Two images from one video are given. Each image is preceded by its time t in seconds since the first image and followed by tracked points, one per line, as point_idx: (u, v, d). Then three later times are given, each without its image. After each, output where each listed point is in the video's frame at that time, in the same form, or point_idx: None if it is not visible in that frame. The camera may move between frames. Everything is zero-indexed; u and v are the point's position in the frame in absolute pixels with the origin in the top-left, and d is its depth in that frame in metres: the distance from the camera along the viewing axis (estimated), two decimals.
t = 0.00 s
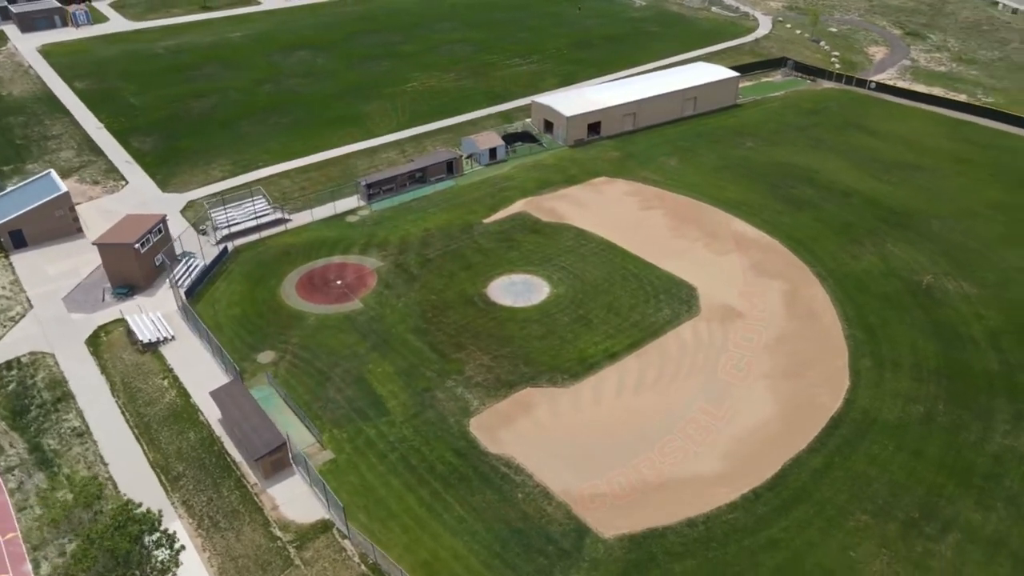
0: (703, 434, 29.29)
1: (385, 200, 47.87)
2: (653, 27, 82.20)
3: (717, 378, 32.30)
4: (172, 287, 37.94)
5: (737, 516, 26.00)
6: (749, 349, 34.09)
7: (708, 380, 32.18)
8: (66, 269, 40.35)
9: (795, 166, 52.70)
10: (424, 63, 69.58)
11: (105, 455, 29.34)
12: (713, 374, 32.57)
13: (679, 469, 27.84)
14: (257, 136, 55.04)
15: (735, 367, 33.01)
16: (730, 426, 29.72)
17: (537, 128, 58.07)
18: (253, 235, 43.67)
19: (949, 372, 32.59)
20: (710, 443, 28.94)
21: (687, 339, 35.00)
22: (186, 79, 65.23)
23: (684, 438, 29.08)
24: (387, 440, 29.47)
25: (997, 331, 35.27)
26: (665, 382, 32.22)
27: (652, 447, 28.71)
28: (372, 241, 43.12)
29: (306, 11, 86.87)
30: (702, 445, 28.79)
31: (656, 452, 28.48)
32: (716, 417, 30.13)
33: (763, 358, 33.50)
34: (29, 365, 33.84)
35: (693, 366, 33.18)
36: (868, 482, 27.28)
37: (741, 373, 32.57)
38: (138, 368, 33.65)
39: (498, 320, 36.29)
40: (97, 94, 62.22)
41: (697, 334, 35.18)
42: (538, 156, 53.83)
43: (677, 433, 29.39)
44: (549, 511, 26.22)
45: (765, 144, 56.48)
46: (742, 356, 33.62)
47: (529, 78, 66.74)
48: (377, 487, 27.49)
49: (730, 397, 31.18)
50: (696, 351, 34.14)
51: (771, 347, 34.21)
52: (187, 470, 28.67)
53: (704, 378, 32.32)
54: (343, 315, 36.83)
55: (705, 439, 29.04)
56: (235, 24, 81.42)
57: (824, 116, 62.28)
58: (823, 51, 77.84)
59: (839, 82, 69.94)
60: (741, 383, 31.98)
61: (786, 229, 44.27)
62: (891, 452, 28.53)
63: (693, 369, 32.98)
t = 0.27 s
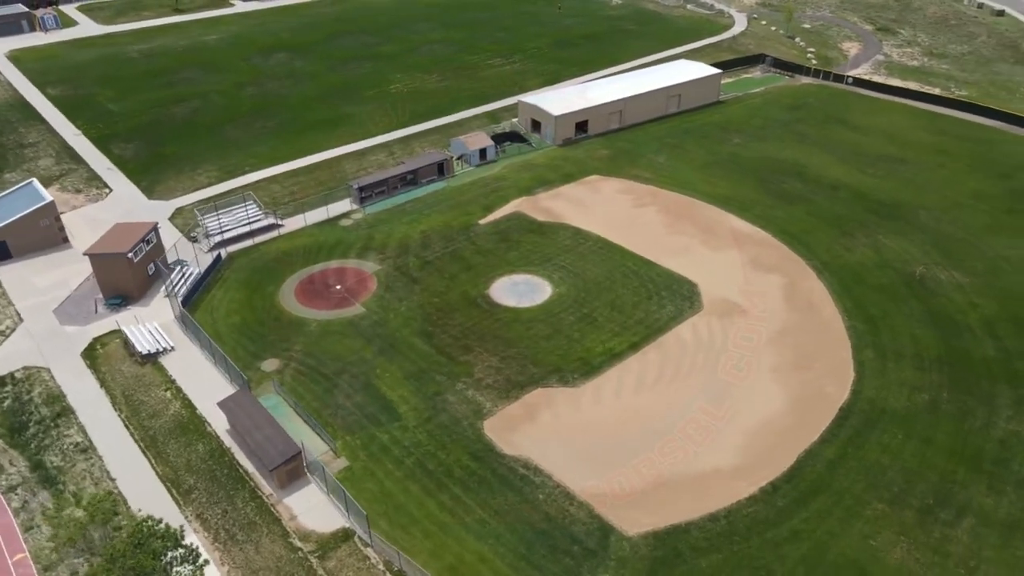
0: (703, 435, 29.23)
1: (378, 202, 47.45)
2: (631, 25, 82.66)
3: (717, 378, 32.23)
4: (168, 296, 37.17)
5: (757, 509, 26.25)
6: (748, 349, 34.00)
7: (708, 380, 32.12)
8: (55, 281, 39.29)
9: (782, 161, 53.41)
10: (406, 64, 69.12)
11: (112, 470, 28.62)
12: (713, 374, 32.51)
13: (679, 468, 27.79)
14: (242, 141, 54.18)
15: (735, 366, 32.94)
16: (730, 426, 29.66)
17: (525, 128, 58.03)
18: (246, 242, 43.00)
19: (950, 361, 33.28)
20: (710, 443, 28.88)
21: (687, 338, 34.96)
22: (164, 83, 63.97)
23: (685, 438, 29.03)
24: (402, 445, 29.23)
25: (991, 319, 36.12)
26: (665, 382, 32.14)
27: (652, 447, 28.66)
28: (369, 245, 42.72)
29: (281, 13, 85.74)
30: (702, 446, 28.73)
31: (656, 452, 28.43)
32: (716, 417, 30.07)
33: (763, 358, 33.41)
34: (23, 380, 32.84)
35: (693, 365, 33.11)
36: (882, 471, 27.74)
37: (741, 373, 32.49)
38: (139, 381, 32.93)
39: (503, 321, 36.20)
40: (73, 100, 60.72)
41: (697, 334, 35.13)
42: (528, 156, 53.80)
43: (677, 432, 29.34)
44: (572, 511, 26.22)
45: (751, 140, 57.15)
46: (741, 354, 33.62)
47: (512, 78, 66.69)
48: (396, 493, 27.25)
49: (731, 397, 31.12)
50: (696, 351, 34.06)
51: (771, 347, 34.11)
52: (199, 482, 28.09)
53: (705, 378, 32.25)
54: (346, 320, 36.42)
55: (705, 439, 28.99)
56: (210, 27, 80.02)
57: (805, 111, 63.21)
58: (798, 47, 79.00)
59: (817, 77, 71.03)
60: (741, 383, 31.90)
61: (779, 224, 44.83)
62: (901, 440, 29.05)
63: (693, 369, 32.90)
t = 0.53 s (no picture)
0: (703, 435, 29.25)
1: (369, 206, 46.98)
2: (607, 24, 83.06)
3: (718, 378, 32.26)
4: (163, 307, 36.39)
5: (775, 501, 26.55)
6: (748, 349, 34.02)
7: (709, 380, 32.15)
8: (42, 294, 38.18)
9: (767, 156, 54.12)
10: (386, 66, 68.59)
11: (119, 487, 27.89)
12: (713, 374, 32.55)
13: (679, 468, 27.80)
14: (225, 146, 53.25)
15: (735, 366, 32.96)
16: (730, 426, 29.68)
17: (511, 128, 57.95)
18: (238, 249, 42.28)
19: (947, 349, 34.03)
20: (710, 443, 28.90)
21: (687, 338, 34.99)
22: (139, 89, 62.56)
23: (685, 438, 29.05)
24: (417, 450, 28.97)
25: (983, 307, 37.01)
26: (665, 382, 32.13)
27: (652, 446, 28.68)
28: (364, 249, 42.28)
29: (254, 16, 84.46)
30: (702, 445, 28.75)
31: (655, 452, 28.45)
32: (716, 417, 30.11)
33: (763, 358, 33.41)
34: (18, 397, 31.84)
35: (693, 365, 33.14)
36: (893, 459, 28.23)
37: (741, 373, 32.51)
38: (139, 394, 32.13)
39: (507, 322, 36.11)
40: (45, 107, 59.06)
41: (697, 334, 35.16)
42: (517, 156, 53.74)
43: (677, 432, 29.37)
44: (593, 510, 26.25)
45: (734, 136, 57.79)
46: (740, 354, 33.69)
47: (494, 78, 66.56)
48: (415, 499, 26.99)
49: (731, 397, 31.15)
50: (696, 351, 34.07)
51: (770, 347, 34.13)
52: (211, 496, 27.51)
53: (705, 378, 32.29)
54: (348, 326, 35.99)
55: (705, 439, 29.00)
56: (181, 30, 78.49)
57: (784, 107, 64.13)
58: (772, 44, 80.17)
59: (793, 74, 72.10)
60: (741, 383, 31.92)
61: (770, 218, 45.41)
62: (909, 428, 29.61)
63: (693, 369, 32.91)
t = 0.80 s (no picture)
0: (703, 435, 29.34)
1: (361, 210, 46.50)
2: (584, 23, 83.39)
3: (718, 378, 32.32)
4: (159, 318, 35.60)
5: (792, 493, 26.89)
6: (748, 349, 34.05)
7: (709, 380, 32.21)
8: (30, 308, 37.06)
9: (751, 152, 54.83)
10: (366, 68, 68.00)
11: (129, 504, 27.20)
12: (713, 374, 32.60)
13: (679, 469, 27.88)
14: (208, 152, 52.27)
15: (734, 366, 33.02)
16: (730, 426, 29.76)
17: (496, 129, 57.85)
18: (231, 256, 41.55)
19: (943, 337, 34.80)
20: (710, 443, 28.97)
21: (687, 337, 35.06)
22: (113, 95, 61.11)
23: (684, 438, 29.13)
24: (432, 455, 28.73)
25: (973, 295, 37.93)
26: (665, 382, 32.17)
27: (652, 447, 28.74)
28: (360, 253, 41.84)
29: (226, 19, 83.09)
30: (702, 446, 28.83)
31: (655, 452, 28.53)
32: (716, 417, 30.18)
33: (763, 359, 33.44)
34: (15, 415, 30.86)
35: (693, 365, 33.19)
36: (901, 447, 28.79)
37: (741, 373, 32.57)
38: (141, 409, 31.37)
39: (511, 323, 36.04)
40: (16, 115, 57.38)
41: (696, 333, 35.21)
42: (505, 157, 53.67)
43: (677, 432, 29.45)
44: (614, 509, 26.32)
45: (718, 133, 58.44)
46: (740, 353, 33.77)
47: (475, 79, 66.38)
48: (435, 505, 26.77)
49: (731, 397, 31.24)
50: (696, 351, 34.11)
51: (770, 347, 34.15)
52: (226, 509, 26.99)
53: (705, 378, 32.34)
54: (350, 332, 35.59)
55: (705, 439, 29.08)
56: (151, 35, 76.87)
57: (763, 103, 65.01)
58: (747, 41, 81.25)
59: (769, 70, 73.16)
60: (741, 384, 31.98)
61: (760, 213, 46.02)
62: (914, 416, 30.21)
63: (693, 369, 32.96)
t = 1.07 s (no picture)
0: (703, 435, 29.30)
1: (354, 213, 46.01)
2: (561, 22, 83.56)
3: (717, 378, 32.29)
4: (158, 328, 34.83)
5: (809, 483, 27.22)
6: (748, 349, 34.00)
7: (709, 380, 32.19)
8: (20, 322, 35.99)
9: (737, 148, 55.43)
10: (347, 70, 67.27)
11: (143, 520, 26.55)
12: (713, 373, 32.56)
13: (679, 469, 27.83)
14: (193, 158, 51.27)
15: (734, 366, 33.00)
16: (730, 426, 29.74)
17: (483, 129, 57.67)
18: (225, 263, 40.81)
19: (941, 325, 35.54)
20: (710, 443, 28.94)
21: (687, 336, 35.06)
22: (89, 101, 59.63)
23: (685, 438, 29.09)
24: (450, 459, 28.53)
25: (965, 283, 38.80)
26: (665, 382, 32.10)
27: (652, 447, 28.68)
28: (357, 257, 41.38)
29: (199, 22, 81.59)
30: (702, 446, 28.79)
31: (655, 452, 28.48)
32: (716, 417, 30.15)
33: (763, 359, 33.39)
34: (15, 432, 29.88)
35: (693, 365, 33.15)
36: (910, 434, 29.34)
37: (741, 373, 32.54)
38: (146, 422, 30.64)
39: (516, 324, 35.95)
40: None
41: (696, 333, 35.15)
42: (495, 157, 53.54)
43: (677, 432, 29.40)
44: (637, 506, 26.38)
45: (703, 130, 58.97)
46: (739, 353, 33.76)
47: (459, 79, 66.10)
48: (456, 509, 26.59)
49: (731, 396, 31.21)
50: (696, 350, 34.07)
51: (770, 347, 34.06)
52: (244, 521, 26.49)
53: (705, 377, 32.33)
54: (355, 337, 35.18)
55: (705, 439, 29.05)
56: (123, 39, 75.17)
57: (745, 100, 65.78)
58: (723, 38, 82.13)
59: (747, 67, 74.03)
60: (741, 384, 31.94)
61: (752, 208, 46.53)
62: (920, 404, 30.80)
63: (693, 369, 32.92)
